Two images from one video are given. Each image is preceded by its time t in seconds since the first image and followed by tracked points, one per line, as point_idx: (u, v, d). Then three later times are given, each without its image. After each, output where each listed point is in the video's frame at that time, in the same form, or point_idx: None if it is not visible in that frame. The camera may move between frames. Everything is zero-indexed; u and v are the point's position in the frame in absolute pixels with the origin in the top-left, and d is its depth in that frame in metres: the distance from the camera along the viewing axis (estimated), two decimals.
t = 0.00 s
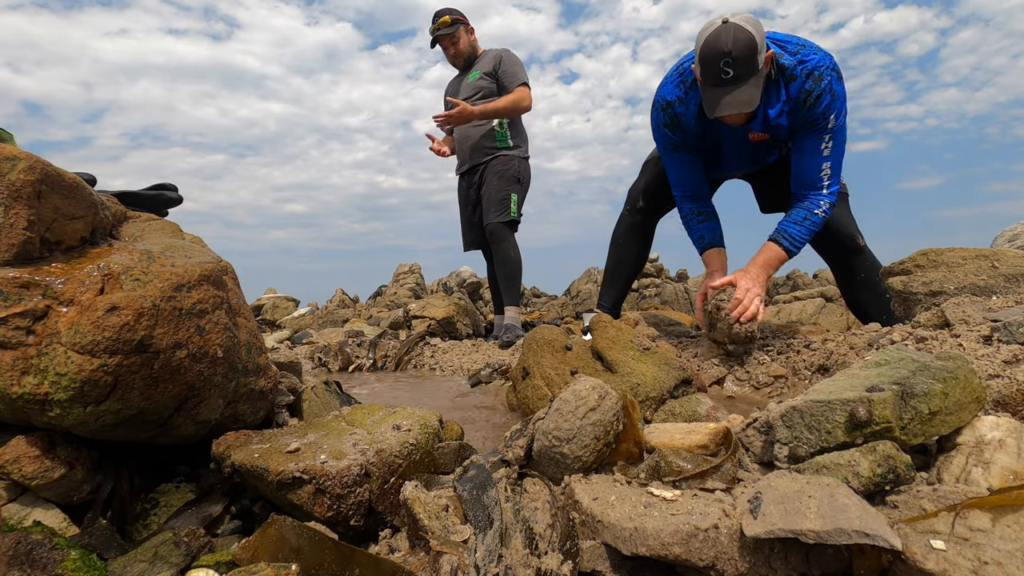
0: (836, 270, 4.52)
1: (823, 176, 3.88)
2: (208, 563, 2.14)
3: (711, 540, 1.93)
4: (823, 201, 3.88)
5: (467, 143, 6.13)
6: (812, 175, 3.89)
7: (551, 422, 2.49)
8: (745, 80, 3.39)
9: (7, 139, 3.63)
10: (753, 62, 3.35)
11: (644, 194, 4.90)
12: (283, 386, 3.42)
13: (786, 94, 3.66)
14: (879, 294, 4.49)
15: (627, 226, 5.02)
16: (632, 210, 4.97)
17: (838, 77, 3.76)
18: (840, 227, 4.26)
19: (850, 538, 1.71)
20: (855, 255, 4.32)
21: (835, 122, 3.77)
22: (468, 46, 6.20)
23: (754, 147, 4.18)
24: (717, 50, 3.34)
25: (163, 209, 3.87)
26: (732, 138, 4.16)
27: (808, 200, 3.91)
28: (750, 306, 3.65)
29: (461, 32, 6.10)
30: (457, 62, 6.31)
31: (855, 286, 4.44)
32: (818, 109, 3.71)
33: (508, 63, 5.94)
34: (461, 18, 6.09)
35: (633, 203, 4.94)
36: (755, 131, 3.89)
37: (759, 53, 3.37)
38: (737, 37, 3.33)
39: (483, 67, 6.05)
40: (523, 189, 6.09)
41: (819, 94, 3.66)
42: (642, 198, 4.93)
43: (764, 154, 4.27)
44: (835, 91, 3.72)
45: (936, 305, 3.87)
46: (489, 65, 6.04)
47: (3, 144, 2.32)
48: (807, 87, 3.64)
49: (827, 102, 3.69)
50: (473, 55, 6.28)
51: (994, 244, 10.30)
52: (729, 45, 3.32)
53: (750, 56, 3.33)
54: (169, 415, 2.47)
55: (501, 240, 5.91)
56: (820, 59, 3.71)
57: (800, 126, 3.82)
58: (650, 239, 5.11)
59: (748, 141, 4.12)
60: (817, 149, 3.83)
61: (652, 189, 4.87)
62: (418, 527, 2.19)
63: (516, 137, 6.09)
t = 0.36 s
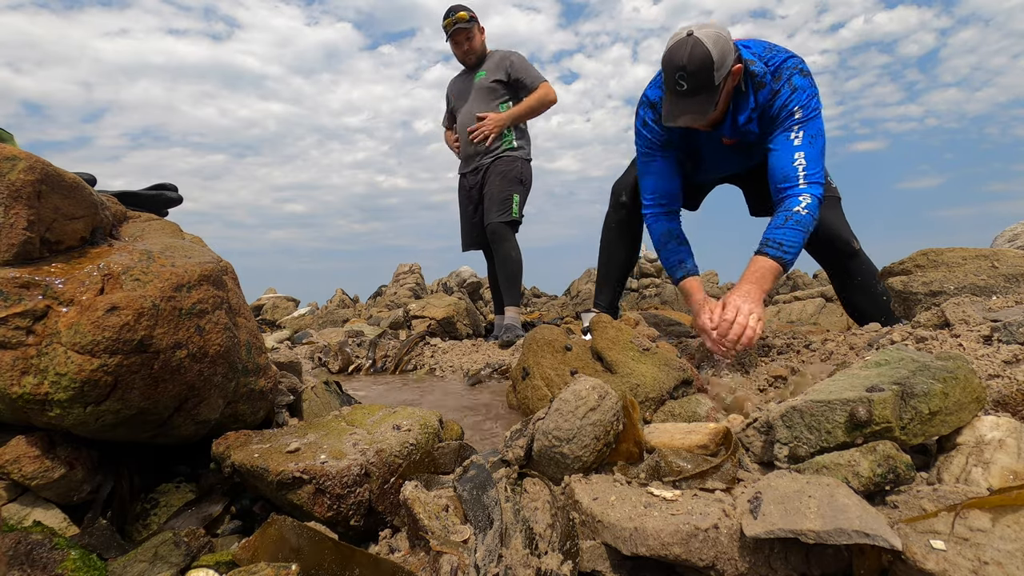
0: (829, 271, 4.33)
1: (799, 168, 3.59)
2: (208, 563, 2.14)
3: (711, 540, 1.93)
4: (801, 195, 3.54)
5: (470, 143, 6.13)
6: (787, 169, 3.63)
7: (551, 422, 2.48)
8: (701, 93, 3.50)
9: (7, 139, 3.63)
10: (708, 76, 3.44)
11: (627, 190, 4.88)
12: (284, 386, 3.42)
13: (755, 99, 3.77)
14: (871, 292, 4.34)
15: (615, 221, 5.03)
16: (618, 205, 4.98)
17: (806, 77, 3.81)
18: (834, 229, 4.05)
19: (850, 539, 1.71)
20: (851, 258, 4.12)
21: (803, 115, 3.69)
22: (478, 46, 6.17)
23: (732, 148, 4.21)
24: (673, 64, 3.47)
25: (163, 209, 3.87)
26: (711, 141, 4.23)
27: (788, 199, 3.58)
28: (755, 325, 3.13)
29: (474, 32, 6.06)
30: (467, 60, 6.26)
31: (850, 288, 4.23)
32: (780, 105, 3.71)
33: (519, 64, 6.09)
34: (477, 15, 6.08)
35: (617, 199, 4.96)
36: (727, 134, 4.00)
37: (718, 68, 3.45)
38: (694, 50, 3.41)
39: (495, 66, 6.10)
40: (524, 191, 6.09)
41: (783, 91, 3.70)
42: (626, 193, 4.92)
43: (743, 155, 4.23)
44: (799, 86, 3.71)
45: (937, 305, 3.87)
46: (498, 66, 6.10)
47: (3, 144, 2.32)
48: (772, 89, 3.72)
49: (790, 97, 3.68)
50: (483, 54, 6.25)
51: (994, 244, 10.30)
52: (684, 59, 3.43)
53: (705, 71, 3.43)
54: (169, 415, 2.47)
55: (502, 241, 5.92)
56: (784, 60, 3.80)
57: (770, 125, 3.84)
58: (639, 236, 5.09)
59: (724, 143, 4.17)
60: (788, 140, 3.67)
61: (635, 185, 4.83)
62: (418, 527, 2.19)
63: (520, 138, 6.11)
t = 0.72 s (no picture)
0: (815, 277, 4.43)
1: (743, 219, 3.83)
2: (208, 563, 2.14)
3: (711, 540, 1.93)
4: (740, 250, 3.80)
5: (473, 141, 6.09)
6: (734, 221, 3.86)
7: (551, 422, 2.48)
8: (665, 145, 3.70)
9: (7, 139, 3.63)
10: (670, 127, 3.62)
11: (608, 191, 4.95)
12: (283, 386, 3.42)
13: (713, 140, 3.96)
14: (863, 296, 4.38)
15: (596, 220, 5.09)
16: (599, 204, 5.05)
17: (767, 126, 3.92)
18: (813, 238, 4.16)
19: (850, 539, 1.71)
20: (833, 266, 4.21)
21: (754, 167, 3.84)
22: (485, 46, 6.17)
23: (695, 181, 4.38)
24: (637, 119, 3.65)
25: (163, 209, 3.87)
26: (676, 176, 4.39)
27: (728, 251, 3.85)
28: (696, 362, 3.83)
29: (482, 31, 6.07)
30: (471, 59, 6.22)
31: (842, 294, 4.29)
32: (735, 155, 3.87)
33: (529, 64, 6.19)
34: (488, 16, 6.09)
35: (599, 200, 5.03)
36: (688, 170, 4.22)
37: (677, 120, 3.61)
38: (652, 107, 3.56)
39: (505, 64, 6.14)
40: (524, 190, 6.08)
41: (738, 141, 3.86)
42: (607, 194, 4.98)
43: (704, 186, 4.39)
44: (754, 137, 3.84)
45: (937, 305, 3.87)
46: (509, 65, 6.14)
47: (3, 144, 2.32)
48: (729, 136, 3.88)
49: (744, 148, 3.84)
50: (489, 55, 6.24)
51: (995, 244, 10.30)
52: (646, 115, 3.60)
53: (665, 125, 3.60)
54: (169, 415, 2.47)
55: (503, 241, 5.92)
56: (746, 105, 3.89)
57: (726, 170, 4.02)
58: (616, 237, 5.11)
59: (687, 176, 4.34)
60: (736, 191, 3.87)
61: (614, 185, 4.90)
62: (418, 527, 2.19)
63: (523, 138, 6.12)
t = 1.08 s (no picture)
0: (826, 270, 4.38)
1: (800, 176, 3.84)
2: (207, 563, 2.14)
3: (711, 540, 1.93)
4: (807, 202, 3.83)
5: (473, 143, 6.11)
6: (790, 176, 3.87)
7: (551, 422, 2.48)
8: (700, 115, 3.62)
9: (7, 139, 3.63)
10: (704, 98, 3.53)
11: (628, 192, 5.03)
12: (284, 386, 3.42)
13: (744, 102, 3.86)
14: (870, 293, 4.38)
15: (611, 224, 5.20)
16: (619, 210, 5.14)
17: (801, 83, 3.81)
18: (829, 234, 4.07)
19: (850, 539, 1.71)
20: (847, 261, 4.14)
21: (800, 124, 3.78)
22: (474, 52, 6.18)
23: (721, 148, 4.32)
24: (671, 93, 3.53)
25: (163, 209, 3.87)
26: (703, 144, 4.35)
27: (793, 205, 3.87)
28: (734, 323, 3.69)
29: (468, 37, 6.08)
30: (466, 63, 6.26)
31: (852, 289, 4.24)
32: (780, 114, 3.77)
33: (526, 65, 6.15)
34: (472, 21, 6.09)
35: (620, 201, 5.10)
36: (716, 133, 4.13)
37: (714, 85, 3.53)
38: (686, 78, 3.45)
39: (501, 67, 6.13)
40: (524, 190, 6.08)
41: (778, 99, 3.75)
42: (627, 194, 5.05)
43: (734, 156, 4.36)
44: (795, 94, 3.75)
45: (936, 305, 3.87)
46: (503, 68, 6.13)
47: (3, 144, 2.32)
48: (763, 95, 3.78)
49: (784, 106, 3.75)
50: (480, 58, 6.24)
51: (995, 244, 10.30)
52: (682, 88, 3.48)
53: (701, 96, 3.52)
54: (169, 415, 2.47)
55: (503, 241, 5.92)
56: (777, 65, 3.79)
57: (765, 129, 3.96)
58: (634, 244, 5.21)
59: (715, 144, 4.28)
60: (785, 149, 3.85)
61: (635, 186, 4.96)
62: (418, 527, 2.19)
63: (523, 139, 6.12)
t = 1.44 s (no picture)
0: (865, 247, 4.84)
1: (872, 138, 3.88)
2: (208, 563, 2.14)
3: (711, 540, 1.94)
4: (874, 170, 3.97)
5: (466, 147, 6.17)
6: (864, 139, 3.90)
7: (551, 422, 2.49)
8: (783, 51, 3.35)
9: (7, 139, 3.63)
10: (791, 30, 3.28)
11: (674, 195, 5.15)
12: (283, 386, 3.42)
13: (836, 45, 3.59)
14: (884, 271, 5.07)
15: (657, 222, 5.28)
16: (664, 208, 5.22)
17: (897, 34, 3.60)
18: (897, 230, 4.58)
19: (850, 539, 1.71)
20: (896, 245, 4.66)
21: (890, 79, 3.65)
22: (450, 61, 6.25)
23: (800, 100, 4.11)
24: (756, 18, 3.29)
25: (163, 209, 3.87)
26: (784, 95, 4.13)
27: (858, 172, 4.02)
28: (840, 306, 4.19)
29: (439, 50, 6.16)
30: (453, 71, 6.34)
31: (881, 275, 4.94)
32: (875, 67, 3.59)
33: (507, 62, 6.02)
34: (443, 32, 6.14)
35: (664, 203, 5.21)
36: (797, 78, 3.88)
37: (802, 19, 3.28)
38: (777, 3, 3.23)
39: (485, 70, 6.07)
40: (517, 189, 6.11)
41: (877, 50, 3.54)
42: (671, 196, 5.17)
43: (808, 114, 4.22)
44: (894, 46, 3.56)
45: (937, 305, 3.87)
46: (485, 70, 6.07)
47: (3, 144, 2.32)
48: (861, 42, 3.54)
49: (881, 58, 3.56)
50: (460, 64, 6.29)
51: (995, 245, 10.30)
52: (767, 13, 3.25)
53: (789, 24, 3.26)
54: (169, 415, 2.47)
55: (491, 238, 5.95)
56: (877, 12, 3.55)
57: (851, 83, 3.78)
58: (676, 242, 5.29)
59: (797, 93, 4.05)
60: (868, 108, 3.78)
61: (682, 189, 5.10)
62: (418, 527, 2.19)
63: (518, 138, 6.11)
